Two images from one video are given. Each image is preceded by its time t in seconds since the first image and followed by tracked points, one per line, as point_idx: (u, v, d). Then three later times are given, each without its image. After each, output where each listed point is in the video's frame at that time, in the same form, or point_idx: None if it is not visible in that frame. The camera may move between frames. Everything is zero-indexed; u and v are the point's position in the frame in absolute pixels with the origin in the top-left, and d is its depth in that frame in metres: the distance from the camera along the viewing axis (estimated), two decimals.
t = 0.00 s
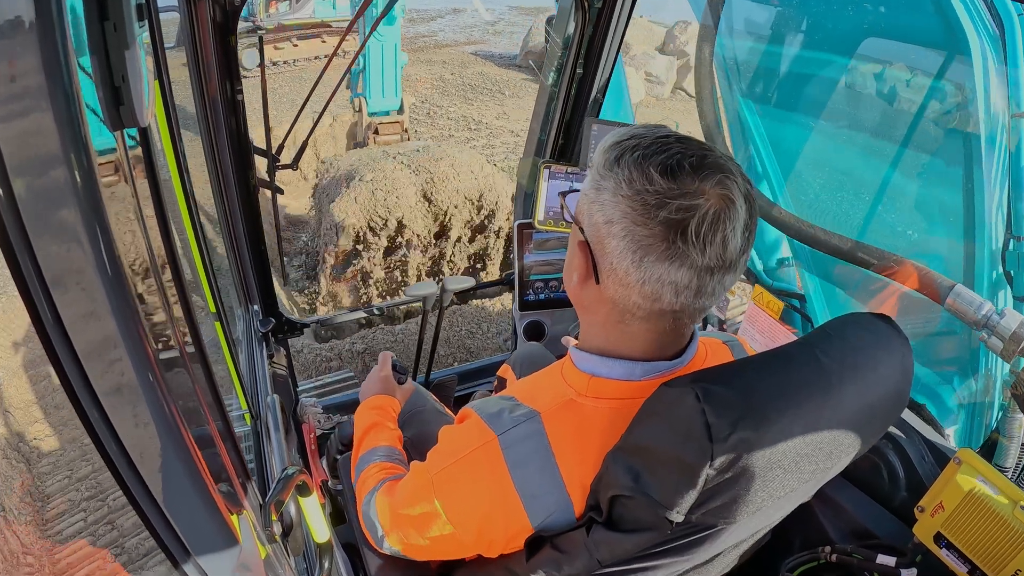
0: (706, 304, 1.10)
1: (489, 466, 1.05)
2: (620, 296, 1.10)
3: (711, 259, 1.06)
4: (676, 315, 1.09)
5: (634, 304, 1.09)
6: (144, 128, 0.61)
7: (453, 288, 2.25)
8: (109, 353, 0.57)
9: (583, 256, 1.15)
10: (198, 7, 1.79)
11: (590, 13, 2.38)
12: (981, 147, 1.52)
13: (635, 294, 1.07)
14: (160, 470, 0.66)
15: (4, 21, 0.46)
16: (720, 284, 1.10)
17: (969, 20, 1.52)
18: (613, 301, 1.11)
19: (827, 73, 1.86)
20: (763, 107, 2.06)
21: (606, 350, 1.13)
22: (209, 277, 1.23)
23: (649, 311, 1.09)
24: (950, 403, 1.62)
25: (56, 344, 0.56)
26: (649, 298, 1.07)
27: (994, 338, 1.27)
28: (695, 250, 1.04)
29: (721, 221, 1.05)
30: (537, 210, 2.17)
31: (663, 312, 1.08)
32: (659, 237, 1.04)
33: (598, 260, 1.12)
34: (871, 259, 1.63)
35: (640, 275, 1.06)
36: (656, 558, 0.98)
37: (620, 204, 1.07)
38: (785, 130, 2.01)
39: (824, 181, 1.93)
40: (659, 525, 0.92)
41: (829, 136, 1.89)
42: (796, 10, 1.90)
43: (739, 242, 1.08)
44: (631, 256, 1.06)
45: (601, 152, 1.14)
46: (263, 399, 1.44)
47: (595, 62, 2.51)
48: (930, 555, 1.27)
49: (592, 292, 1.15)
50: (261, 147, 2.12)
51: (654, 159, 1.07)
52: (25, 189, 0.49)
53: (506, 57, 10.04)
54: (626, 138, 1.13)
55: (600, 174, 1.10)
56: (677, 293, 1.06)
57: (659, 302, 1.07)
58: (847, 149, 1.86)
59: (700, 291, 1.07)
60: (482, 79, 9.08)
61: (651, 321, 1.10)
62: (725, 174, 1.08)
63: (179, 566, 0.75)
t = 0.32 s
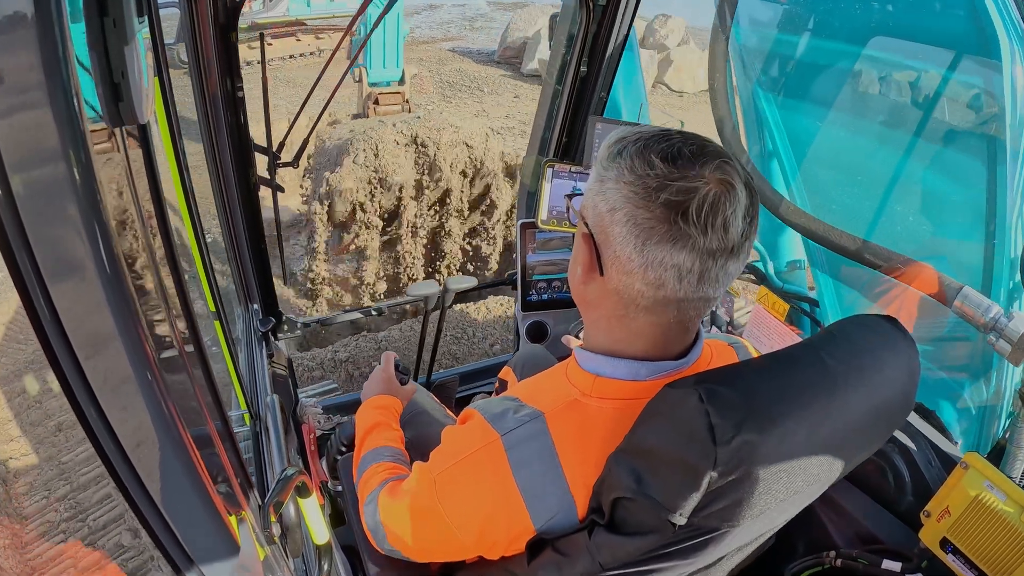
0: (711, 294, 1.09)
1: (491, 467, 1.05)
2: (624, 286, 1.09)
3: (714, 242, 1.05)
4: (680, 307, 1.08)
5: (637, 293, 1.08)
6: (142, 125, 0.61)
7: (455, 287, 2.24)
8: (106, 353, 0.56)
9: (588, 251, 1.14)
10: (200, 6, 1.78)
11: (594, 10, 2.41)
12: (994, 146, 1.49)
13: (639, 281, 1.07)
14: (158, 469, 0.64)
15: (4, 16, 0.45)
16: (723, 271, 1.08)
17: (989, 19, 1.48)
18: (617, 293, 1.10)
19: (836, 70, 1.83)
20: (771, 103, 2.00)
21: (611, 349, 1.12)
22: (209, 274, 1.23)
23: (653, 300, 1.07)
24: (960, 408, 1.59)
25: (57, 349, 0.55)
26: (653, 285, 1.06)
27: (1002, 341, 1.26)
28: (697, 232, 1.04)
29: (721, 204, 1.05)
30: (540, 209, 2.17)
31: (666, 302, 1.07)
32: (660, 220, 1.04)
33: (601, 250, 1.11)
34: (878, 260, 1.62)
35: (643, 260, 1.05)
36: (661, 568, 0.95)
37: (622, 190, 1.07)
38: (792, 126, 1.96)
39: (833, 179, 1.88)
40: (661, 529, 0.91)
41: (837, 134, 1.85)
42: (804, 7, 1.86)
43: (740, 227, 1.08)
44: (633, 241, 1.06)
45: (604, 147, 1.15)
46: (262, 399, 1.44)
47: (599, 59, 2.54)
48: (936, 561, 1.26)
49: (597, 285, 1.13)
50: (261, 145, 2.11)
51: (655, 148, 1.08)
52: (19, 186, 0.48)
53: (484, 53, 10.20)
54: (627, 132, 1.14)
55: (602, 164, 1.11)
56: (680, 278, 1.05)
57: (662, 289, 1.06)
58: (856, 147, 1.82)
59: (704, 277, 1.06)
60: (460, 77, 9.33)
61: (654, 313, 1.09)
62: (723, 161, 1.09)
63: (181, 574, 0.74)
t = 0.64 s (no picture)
0: (712, 286, 1.08)
1: (494, 467, 1.04)
2: (625, 281, 1.08)
3: (714, 232, 1.04)
4: (683, 300, 1.07)
5: (638, 286, 1.07)
6: (143, 120, 0.60)
7: (457, 286, 2.23)
8: (107, 352, 0.55)
9: (589, 247, 1.13)
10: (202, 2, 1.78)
11: (601, 13, 2.47)
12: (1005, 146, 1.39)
13: (639, 274, 1.06)
14: (157, 469, 0.63)
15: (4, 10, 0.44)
16: (724, 261, 1.07)
17: (1013, 14, 1.36)
18: (619, 289, 1.09)
19: (842, 68, 1.74)
20: (775, 104, 1.92)
21: (614, 347, 1.11)
22: (208, 270, 1.22)
23: (655, 294, 1.07)
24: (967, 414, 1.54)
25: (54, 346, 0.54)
26: (654, 278, 1.05)
27: (1011, 344, 1.25)
28: (696, 221, 1.03)
29: (718, 193, 1.04)
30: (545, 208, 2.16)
31: (669, 296, 1.06)
32: (659, 210, 1.04)
33: (602, 246, 1.10)
34: (884, 262, 1.59)
35: (643, 252, 1.05)
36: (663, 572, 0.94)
37: (621, 183, 1.06)
38: (795, 126, 1.86)
39: (836, 179, 1.78)
40: (664, 532, 0.90)
41: (849, 127, 1.74)
42: (813, 4, 1.79)
43: (740, 215, 1.07)
44: (633, 234, 1.05)
45: (600, 147, 1.14)
46: (262, 397, 1.43)
47: (602, 57, 2.60)
48: (942, 566, 1.25)
49: (599, 282, 1.13)
50: (262, 142, 2.11)
51: (652, 141, 1.07)
52: (19, 184, 0.48)
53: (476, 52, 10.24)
54: (621, 131, 1.13)
55: (601, 160, 1.11)
56: (681, 270, 1.04)
57: (663, 282, 1.05)
58: (862, 147, 1.72)
59: (705, 267, 1.05)
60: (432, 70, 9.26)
61: (657, 308, 1.08)
62: (719, 150, 1.08)
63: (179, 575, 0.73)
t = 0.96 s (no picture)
0: (715, 283, 1.07)
1: (495, 466, 1.03)
2: (627, 289, 1.07)
3: (712, 232, 1.03)
4: (686, 299, 1.06)
5: (642, 293, 1.06)
6: (143, 116, 0.59)
7: (458, 285, 2.23)
8: (107, 353, 0.55)
9: (585, 257, 1.12)
10: None
11: (605, 10, 2.47)
12: None
13: (642, 281, 1.05)
14: (155, 468, 0.63)
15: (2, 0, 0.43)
16: (725, 257, 1.07)
17: None
18: (621, 297, 1.08)
19: (847, 72, 1.68)
20: (779, 107, 1.85)
21: (617, 349, 1.11)
22: (207, 268, 1.21)
23: (659, 299, 1.06)
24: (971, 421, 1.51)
25: (51, 340, 0.54)
26: (656, 283, 1.04)
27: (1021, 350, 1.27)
28: (692, 223, 1.02)
29: (712, 191, 1.03)
30: (547, 206, 2.15)
31: (673, 298, 1.05)
32: (654, 216, 1.02)
33: (599, 257, 1.09)
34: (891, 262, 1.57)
35: (643, 259, 1.03)
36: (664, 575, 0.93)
37: (611, 194, 1.05)
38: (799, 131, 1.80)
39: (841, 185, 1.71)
40: (665, 535, 0.89)
41: (862, 119, 1.66)
42: (817, 7, 1.73)
43: (735, 210, 1.05)
44: (631, 243, 1.04)
45: (586, 151, 1.12)
46: (262, 396, 1.43)
47: (607, 55, 2.59)
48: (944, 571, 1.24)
49: (599, 291, 1.12)
50: (263, 138, 2.10)
51: (636, 145, 1.05)
52: (19, 179, 0.47)
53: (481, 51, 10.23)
54: (607, 134, 1.11)
55: (587, 170, 1.09)
56: (683, 272, 1.03)
57: (667, 286, 1.04)
58: (875, 140, 1.64)
59: (707, 267, 1.05)
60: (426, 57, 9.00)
61: (661, 311, 1.07)
62: (707, 146, 1.07)
63: None
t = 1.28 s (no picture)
0: (715, 280, 1.06)
1: (492, 467, 1.03)
2: (628, 289, 1.06)
3: (712, 226, 1.03)
4: (688, 296, 1.05)
5: (643, 292, 1.05)
6: (141, 112, 0.58)
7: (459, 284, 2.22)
8: (102, 351, 0.54)
9: (584, 258, 1.10)
10: None
11: (609, 9, 2.48)
12: None
13: (643, 279, 1.04)
14: (151, 467, 0.62)
15: None
16: (725, 251, 1.06)
17: None
18: (622, 297, 1.07)
19: (851, 71, 1.66)
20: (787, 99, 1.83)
21: (617, 349, 1.10)
22: (205, 265, 1.20)
23: (660, 297, 1.05)
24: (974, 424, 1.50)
25: (47, 340, 0.53)
26: (657, 281, 1.03)
27: None
28: (692, 218, 1.01)
29: (710, 185, 1.02)
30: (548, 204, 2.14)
31: (675, 295, 1.04)
32: (653, 214, 1.01)
33: (599, 257, 1.08)
34: (895, 264, 1.55)
35: (644, 257, 1.02)
36: None
37: (610, 192, 1.04)
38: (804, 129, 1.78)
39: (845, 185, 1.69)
40: (666, 537, 0.88)
41: (867, 116, 1.64)
42: (821, 5, 1.71)
43: (734, 204, 1.05)
44: (631, 241, 1.03)
45: (583, 147, 1.11)
46: (260, 395, 1.42)
47: (610, 52, 2.58)
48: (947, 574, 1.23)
49: (599, 291, 1.11)
50: (262, 134, 2.09)
51: (633, 142, 1.04)
52: (15, 175, 0.47)
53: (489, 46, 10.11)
54: (603, 132, 1.10)
55: (585, 168, 1.08)
56: (684, 269, 1.02)
57: (668, 283, 1.03)
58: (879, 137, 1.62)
59: (708, 262, 1.04)
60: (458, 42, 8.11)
61: (663, 310, 1.07)
62: (703, 141, 1.06)
63: None
